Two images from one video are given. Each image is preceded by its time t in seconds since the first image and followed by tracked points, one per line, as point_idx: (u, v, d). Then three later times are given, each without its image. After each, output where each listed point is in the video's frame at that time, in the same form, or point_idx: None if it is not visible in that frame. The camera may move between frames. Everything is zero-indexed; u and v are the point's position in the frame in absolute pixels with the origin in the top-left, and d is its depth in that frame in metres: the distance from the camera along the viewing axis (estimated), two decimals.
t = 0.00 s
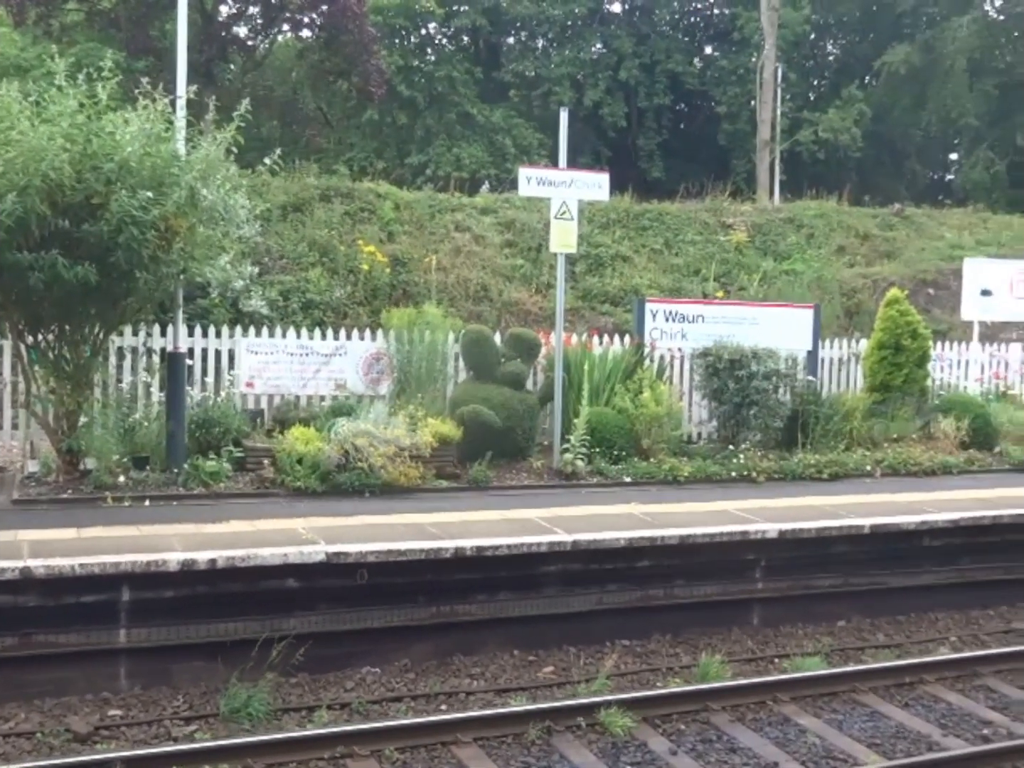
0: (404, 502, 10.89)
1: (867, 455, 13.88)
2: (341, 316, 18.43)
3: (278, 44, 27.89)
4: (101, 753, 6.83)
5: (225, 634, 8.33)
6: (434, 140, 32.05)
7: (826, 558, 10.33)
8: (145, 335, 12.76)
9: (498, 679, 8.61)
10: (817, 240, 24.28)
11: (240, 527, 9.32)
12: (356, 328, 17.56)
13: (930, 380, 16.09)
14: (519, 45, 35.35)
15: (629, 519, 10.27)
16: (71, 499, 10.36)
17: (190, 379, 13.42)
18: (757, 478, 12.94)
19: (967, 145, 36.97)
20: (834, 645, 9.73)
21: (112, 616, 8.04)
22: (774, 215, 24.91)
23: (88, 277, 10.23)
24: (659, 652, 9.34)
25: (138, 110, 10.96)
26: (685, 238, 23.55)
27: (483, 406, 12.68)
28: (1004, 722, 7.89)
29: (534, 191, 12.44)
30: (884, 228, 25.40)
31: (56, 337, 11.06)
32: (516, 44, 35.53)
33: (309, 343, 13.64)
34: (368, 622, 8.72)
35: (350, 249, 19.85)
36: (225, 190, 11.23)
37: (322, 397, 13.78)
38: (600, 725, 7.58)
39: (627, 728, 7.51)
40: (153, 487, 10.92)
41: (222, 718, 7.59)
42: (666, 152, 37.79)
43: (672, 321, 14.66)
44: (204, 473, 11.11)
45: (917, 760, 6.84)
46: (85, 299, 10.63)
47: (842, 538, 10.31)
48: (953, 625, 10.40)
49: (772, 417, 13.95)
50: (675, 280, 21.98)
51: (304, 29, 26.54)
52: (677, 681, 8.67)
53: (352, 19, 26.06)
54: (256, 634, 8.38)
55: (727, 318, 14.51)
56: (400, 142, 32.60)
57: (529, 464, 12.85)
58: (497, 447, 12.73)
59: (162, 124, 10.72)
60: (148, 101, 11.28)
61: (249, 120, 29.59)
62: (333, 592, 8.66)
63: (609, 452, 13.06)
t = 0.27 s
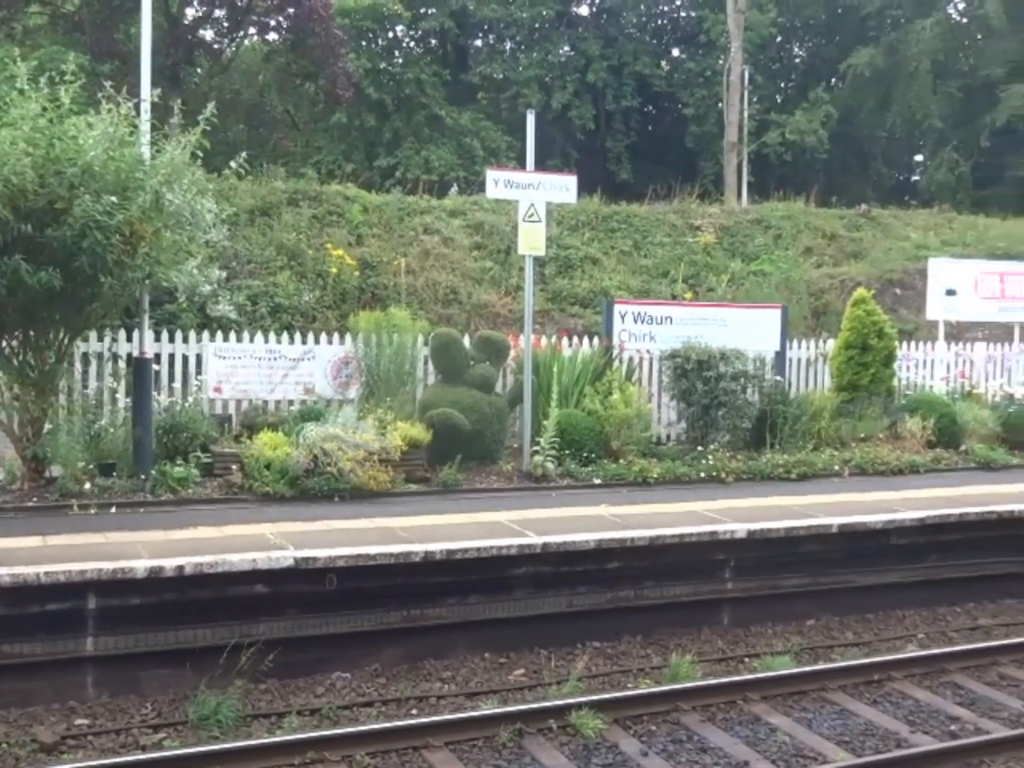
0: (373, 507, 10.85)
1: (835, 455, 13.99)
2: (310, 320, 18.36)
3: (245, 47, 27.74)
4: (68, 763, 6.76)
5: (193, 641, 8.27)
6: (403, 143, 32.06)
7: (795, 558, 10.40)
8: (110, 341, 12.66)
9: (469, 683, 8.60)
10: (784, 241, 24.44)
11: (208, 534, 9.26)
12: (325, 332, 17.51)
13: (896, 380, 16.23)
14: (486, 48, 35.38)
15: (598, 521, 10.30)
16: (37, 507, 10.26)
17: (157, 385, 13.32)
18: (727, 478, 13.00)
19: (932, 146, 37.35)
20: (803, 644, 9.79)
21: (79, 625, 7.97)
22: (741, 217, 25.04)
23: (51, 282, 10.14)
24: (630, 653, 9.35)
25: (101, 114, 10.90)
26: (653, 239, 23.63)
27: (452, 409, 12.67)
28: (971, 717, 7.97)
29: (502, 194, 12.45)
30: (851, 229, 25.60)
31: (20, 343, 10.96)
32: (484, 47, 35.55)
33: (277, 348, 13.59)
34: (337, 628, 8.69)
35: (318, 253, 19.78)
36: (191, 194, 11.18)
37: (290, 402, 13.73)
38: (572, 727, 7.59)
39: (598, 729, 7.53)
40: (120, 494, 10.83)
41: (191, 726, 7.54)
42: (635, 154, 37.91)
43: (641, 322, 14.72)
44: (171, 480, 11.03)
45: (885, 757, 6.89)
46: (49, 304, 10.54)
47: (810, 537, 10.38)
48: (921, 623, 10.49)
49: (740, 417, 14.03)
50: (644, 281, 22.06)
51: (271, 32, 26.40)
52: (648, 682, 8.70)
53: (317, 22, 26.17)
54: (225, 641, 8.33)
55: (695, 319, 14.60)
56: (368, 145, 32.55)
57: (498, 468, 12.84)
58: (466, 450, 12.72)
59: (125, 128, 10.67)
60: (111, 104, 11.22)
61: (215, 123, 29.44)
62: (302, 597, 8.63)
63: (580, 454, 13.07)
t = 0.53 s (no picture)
0: (345, 509, 10.83)
1: (805, 456, 14.08)
2: (282, 322, 18.28)
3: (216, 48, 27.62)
4: None
5: (163, 646, 8.21)
6: (376, 145, 32.07)
7: (765, 559, 10.49)
8: (79, 344, 12.57)
9: (441, 685, 8.59)
10: (756, 244, 24.57)
11: (179, 537, 9.21)
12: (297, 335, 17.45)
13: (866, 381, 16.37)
14: (459, 51, 35.39)
15: (570, 523, 10.33)
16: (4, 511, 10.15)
17: (126, 388, 13.22)
18: (698, 479, 13.07)
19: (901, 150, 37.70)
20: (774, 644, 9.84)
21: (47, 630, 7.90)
22: (713, 220, 25.17)
23: (18, 284, 10.05)
24: (602, 654, 9.36)
25: (69, 114, 10.84)
26: (626, 242, 23.70)
27: (424, 411, 12.65)
28: (939, 716, 8.04)
29: (473, 197, 12.44)
30: (821, 232, 25.78)
31: None
32: (456, 50, 35.53)
33: (248, 350, 13.52)
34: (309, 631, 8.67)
35: (290, 255, 19.70)
36: (160, 195, 11.12)
37: (262, 405, 13.67)
38: (544, 729, 7.60)
39: (570, 731, 7.54)
40: (89, 497, 10.75)
41: (161, 731, 7.48)
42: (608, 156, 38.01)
43: (613, 325, 14.76)
44: (140, 483, 10.95)
45: (855, 756, 6.95)
46: (16, 306, 10.46)
47: (780, 538, 10.46)
48: (890, 622, 10.58)
49: (712, 419, 14.07)
50: (616, 284, 22.11)
51: (242, 33, 26.26)
52: (620, 683, 8.72)
53: (289, 24, 25.85)
54: (195, 646, 8.27)
55: (666, 322, 14.70)
56: (340, 147, 32.26)
57: (471, 470, 12.84)
58: (438, 452, 12.70)
59: (93, 129, 10.62)
60: (79, 105, 11.16)
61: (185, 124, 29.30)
62: (273, 601, 8.59)
63: (552, 456, 13.07)
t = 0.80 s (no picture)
0: (314, 512, 10.78)
1: (774, 457, 14.17)
2: (251, 323, 18.19)
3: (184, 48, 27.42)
4: None
5: (129, 650, 8.14)
6: (345, 146, 32.06)
7: (734, 559, 10.57)
8: (43, 346, 12.45)
9: (410, 687, 8.56)
10: (725, 246, 24.71)
11: (145, 541, 9.12)
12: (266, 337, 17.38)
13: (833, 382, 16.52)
14: (428, 52, 35.39)
15: (540, 524, 10.34)
16: None
17: (92, 390, 13.11)
18: (667, 480, 13.12)
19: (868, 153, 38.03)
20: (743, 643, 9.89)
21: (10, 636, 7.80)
22: (682, 222, 25.28)
23: None
24: (572, 655, 9.36)
25: (32, 114, 10.75)
26: (596, 244, 23.76)
27: (393, 413, 12.62)
28: (905, 713, 8.11)
29: (443, 198, 12.42)
30: (789, 234, 25.96)
31: None
32: (426, 51, 35.50)
33: (216, 353, 13.42)
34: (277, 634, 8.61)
35: (259, 257, 19.59)
36: (126, 196, 11.04)
37: (230, 407, 13.57)
38: (513, 731, 7.59)
39: (540, 733, 7.54)
40: (54, 501, 10.65)
41: (127, 737, 7.41)
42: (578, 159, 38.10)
43: (583, 326, 14.80)
44: (106, 487, 10.86)
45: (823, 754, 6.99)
46: None
47: (748, 538, 10.52)
48: (858, 621, 10.66)
49: (681, 420, 14.12)
50: (586, 285, 22.15)
51: (210, 34, 26.09)
52: (590, 684, 8.73)
53: (258, 24, 25.68)
54: (162, 650, 8.20)
55: (635, 324, 14.77)
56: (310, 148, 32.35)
57: (440, 472, 12.82)
58: (407, 454, 12.68)
59: (57, 129, 10.55)
60: (43, 105, 11.07)
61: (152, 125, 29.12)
62: (241, 604, 8.54)
63: (522, 457, 13.08)
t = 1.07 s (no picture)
0: (276, 512, 10.71)
1: (736, 457, 14.27)
2: (213, 323, 18.05)
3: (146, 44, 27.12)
4: None
5: (86, 652, 8.05)
6: (309, 144, 31.92)
7: (696, 558, 10.61)
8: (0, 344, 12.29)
9: (372, 688, 8.53)
10: (689, 247, 24.83)
11: (103, 542, 9.02)
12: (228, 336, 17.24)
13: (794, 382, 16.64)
14: (394, 51, 35.26)
15: (503, 523, 10.33)
16: None
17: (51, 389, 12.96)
18: (630, 480, 13.17)
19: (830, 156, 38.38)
20: (705, 642, 9.94)
21: None
22: (646, 223, 25.38)
23: None
24: (535, 655, 9.37)
25: None
26: (561, 244, 23.80)
27: (356, 412, 12.57)
28: (864, 710, 8.20)
29: (406, 198, 12.34)
30: (752, 235, 26.13)
31: None
32: (391, 50, 35.39)
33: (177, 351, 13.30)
34: (237, 635, 8.55)
35: (221, 255, 19.44)
36: (85, 193, 10.92)
37: (191, 406, 13.44)
38: (476, 730, 7.59)
39: (502, 732, 7.55)
40: (11, 502, 10.52)
41: (85, 740, 7.33)
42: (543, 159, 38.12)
43: (547, 326, 14.81)
44: (64, 487, 10.75)
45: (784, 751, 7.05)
46: None
47: (710, 538, 10.58)
48: (817, 620, 10.76)
49: (644, 419, 14.18)
50: (551, 285, 22.18)
51: (172, 30, 25.82)
52: (552, 683, 8.74)
53: (221, 20, 25.36)
54: (120, 652, 8.12)
55: (598, 324, 14.81)
56: (274, 144, 32.23)
57: (403, 472, 12.79)
58: (370, 453, 12.64)
59: (14, 125, 10.42)
60: None
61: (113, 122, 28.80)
62: (201, 605, 8.47)
63: (485, 457, 13.08)
